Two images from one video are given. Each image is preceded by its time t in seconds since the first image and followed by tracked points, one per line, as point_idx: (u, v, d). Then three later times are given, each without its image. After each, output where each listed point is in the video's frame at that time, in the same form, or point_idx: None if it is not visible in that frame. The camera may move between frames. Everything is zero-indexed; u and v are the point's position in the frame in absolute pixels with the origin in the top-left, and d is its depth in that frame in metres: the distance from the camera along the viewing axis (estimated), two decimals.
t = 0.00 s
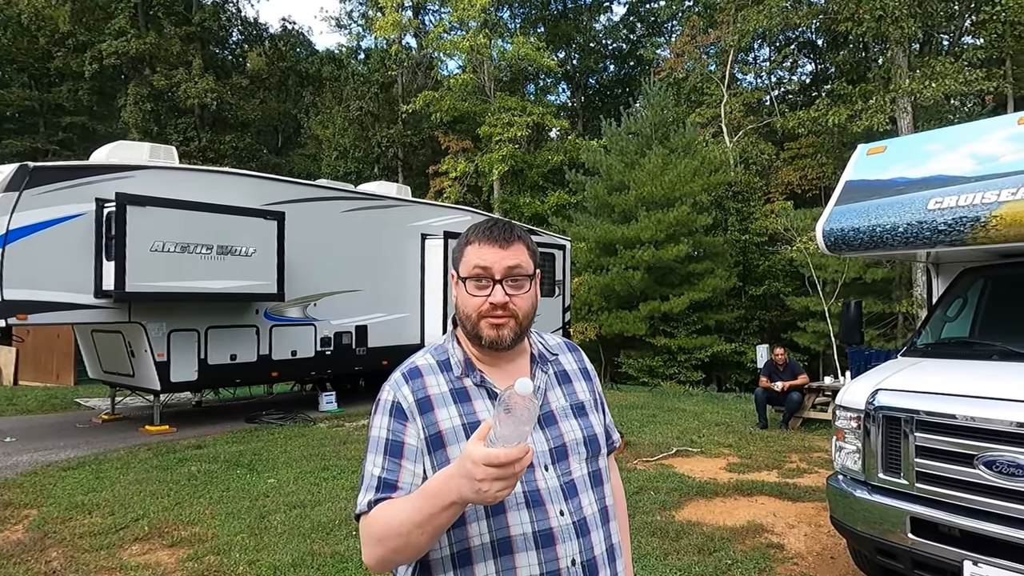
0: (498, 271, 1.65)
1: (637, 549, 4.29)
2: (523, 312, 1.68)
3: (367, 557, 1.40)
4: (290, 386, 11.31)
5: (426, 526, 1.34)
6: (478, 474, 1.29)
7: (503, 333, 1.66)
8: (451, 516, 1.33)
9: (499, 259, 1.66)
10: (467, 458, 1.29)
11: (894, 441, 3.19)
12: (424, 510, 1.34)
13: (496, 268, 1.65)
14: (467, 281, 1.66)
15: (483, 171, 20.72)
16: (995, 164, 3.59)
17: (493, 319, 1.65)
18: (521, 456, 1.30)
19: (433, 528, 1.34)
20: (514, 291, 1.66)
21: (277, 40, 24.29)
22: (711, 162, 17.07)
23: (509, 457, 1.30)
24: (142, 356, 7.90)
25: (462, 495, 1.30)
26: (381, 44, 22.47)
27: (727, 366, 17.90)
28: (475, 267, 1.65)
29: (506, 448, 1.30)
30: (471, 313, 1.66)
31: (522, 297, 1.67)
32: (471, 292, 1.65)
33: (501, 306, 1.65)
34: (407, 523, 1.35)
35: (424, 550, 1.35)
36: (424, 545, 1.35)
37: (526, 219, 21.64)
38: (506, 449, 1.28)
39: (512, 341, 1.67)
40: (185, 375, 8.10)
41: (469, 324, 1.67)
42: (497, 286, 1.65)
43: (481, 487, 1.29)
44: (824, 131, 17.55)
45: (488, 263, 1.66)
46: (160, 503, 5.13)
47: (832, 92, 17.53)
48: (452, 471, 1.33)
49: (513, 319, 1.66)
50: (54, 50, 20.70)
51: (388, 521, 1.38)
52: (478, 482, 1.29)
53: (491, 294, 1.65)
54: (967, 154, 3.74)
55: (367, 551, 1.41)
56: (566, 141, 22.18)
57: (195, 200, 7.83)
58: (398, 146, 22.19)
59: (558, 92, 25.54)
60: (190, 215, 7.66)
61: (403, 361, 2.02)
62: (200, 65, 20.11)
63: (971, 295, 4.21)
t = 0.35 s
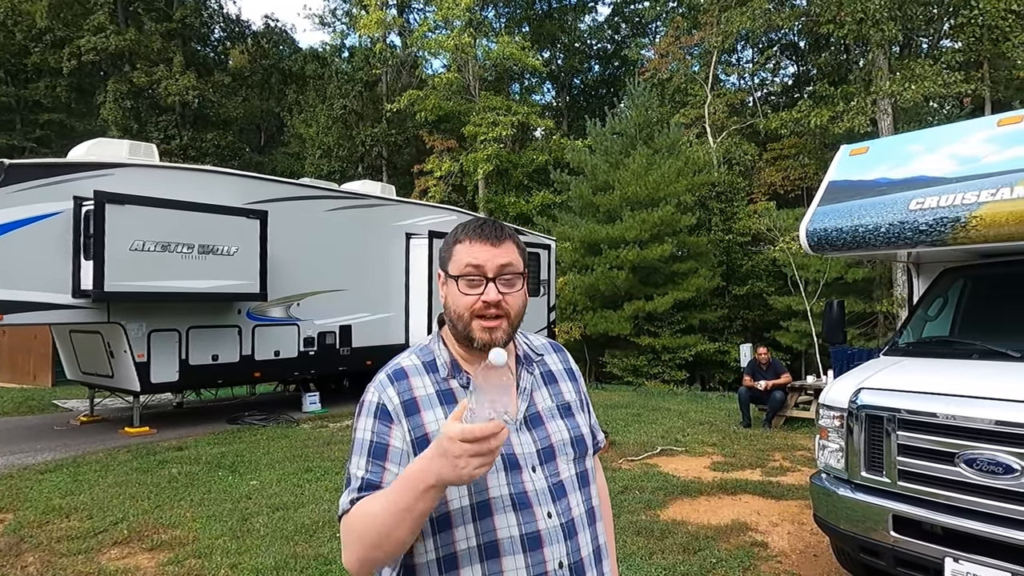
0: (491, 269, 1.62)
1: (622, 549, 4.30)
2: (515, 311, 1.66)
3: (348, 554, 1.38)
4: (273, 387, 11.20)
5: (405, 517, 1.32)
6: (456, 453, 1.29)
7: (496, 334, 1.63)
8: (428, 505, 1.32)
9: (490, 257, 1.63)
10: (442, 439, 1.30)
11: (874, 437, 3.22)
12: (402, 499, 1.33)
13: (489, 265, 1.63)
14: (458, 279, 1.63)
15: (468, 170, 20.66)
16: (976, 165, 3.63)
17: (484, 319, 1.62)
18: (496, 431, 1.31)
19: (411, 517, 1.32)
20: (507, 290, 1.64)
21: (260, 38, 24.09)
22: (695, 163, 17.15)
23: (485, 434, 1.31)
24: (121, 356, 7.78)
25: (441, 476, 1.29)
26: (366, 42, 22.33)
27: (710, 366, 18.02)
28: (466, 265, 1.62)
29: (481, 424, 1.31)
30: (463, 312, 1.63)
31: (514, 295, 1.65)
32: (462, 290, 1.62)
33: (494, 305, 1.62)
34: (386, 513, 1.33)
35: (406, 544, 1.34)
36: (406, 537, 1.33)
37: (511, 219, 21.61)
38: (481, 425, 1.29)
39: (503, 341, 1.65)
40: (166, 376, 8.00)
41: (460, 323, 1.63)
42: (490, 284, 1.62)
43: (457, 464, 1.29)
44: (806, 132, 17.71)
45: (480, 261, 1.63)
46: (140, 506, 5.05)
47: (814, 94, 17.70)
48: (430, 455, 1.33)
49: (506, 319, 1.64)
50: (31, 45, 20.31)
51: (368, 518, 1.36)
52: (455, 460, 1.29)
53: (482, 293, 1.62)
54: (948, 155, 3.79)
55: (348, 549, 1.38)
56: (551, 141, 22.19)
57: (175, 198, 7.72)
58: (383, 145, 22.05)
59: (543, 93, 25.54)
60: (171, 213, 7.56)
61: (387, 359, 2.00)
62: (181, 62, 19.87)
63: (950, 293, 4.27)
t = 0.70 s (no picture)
0: (505, 264, 1.64)
1: (607, 547, 4.31)
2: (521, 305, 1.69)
3: (329, 546, 1.40)
4: (256, 387, 11.11)
5: (381, 488, 1.36)
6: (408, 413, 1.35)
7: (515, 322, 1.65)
8: (400, 466, 1.36)
9: (503, 253, 1.65)
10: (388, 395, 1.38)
11: (854, 434, 3.26)
12: (373, 469, 1.37)
13: (503, 261, 1.64)
14: (473, 276, 1.61)
15: (453, 169, 20.59)
16: (953, 167, 3.70)
17: (502, 310, 1.63)
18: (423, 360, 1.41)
19: (383, 489, 1.35)
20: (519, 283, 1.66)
21: (243, 35, 23.87)
22: (679, 163, 17.23)
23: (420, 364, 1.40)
24: (101, 356, 7.68)
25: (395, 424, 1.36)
26: (350, 40, 22.19)
27: (694, 365, 18.14)
28: (482, 261, 1.61)
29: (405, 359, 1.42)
30: (479, 308, 1.62)
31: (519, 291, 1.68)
32: (482, 285, 1.60)
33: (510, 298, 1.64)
34: (359, 491, 1.37)
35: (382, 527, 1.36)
36: (380, 516, 1.36)
37: (496, 219, 21.58)
38: (405, 351, 1.41)
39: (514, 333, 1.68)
40: (147, 377, 7.90)
41: (473, 319, 1.62)
42: (505, 279, 1.63)
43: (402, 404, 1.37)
44: (789, 134, 17.88)
45: (495, 257, 1.64)
46: (119, 509, 4.98)
47: (796, 96, 17.88)
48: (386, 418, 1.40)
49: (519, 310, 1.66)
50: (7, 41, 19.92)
51: (346, 507, 1.38)
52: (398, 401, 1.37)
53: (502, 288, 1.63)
54: (927, 157, 3.86)
55: (328, 541, 1.40)
56: (536, 141, 22.19)
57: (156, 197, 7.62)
58: (367, 143, 21.88)
59: (529, 93, 25.55)
60: (151, 212, 7.46)
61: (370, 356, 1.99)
62: (162, 59, 19.62)
63: (928, 293, 4.33)
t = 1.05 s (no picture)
0: (450, 261, 1.64)
1: (592, 543, 4.34)
2: (476, 303, 1.67)
3: (317, 552, 1.40)
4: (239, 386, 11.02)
5: (383, 530, 1.33)
6: (427, 468, 1.29)
7: (454, 325, 1.65)
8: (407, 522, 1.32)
9: (452, 249, 1.66)
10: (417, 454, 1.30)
11: (836, 430, 3.30)
12: (379, 512, 1.33)
13: (449, 257, 1.65)
14: (419, 271, 1.65)
15: (438, 167, 20.52)
16: (932, 167, 3.76)
17: (444, 309, 1.65)
18: (470, 452, 1.29)
19: (384, 530, 1.32)
20: (466, 281, 1.65)
21: (225, 31, 23.66)
22: (663, 162, 17.32)
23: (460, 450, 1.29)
24: (81, 355, 7.58)
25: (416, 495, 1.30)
26: (335, 37, 22.07)
27: (678, 363, 18.25)
28: (427, 257, 1.65)
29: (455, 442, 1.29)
30: (423, 303, 1.65)
31: (474, 287, 1.67)
32: (422, 282, 1.64)
33: (453, 296, 1.64)
34: (363, 527, 1.33)
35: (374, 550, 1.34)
36: (375, 546, 1.34)
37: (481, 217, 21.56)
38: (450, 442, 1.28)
39: (464, 333, 1.67)
40: (128, 376, 7.81)
41: (420, 313, 1.66)
42: (450, 276, 1.65)
43: (430, 482, 1.28)
44: (772, 134, 18.05)
45: (441, 253, 1.65)
46: (100, 508, 4.92)
47: (778, 96, 18.05)
48: (407, 472, 1.33)
49: (465, 310, 1.66)
50: None
51: (341, 520, 1.37)
52: (427, 478, 1.29)
53: (441, 285, 1.65)
54: (907, 157, 3.92)
55: (317, 547, 1.40)
56: (521, 139, 22.19)
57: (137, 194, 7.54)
58: (351, 141, 21.73)
59: (514, 91, 25.56)
60: (132, 209, 7.38)
61: (358, 356, 1.99)
62: (143, 54, 19.38)
63: (908, 291, 4.39)
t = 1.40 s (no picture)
0: (438, 258, 1.65)
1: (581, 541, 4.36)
2: (467, 299, 1.67)
3: (308, 558, 1.40)
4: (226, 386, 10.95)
5: (373, 534, 1.33)
6: (412, 469, 1.30)
7: (447, 321, 1.65)
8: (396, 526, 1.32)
9: (438, 246, 1.66)
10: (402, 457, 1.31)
11: (822, 427, 3.34)
12: (367, 516, 1.33)
13: (436, 255, 1.65)
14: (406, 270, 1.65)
15: (427, 166, 20.44)
16: (917, 166, 3.81)
17: (436, 306, 1.64)
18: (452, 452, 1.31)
19: (374, 535, 1.33)
20: (456, 277, 1.65)
21: (211, 28, 23.45)
22: (652, 162, 17.37)
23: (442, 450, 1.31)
24: (65, 354, 7.51)
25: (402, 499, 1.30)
26: (323, 35, 21.93)
27: (666, 361, 18.33)
28: (415, 255, 1.65)
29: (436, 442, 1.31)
30: (414, 301, 1.65)
31: (464, 283, 1.67)
32: (411, 280, 1.65)
33: (443, 293, 1.64)
34: (352, 531, 1.34)
35: (365, 554, 1.35)
36: (366, 550, 1.34)
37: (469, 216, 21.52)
38: (430, 443, 1.30)
39: (457, 328, 1.67)
40: (113, 375, 7.75)
41: (412, 312, 1.66)
42: (438, 272, 1.65)
43: (415, 484, 1.29)
44: (758, 134, 18.17)
45: (428, 251, 1.66)
46: (85, 509, 4.88)
47: (765, 97, 18.16)
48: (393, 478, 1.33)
49: (456, 306, 1.66)
50: None
51: (330, 525, 1.37)
52: (412, 479, 1.29)
53: (432, 282, 1.65)
54: (891, 157, 3.96)
55: (307, 553, 1.40)
56: (510, 138, 22.18)
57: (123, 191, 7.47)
58: (339, 139, 21.61)
59: (502, 90, 25.53)
60: (118, 207, 7.32)
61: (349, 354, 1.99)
62: (127, 50, 19.17)
63: (894, 290, 4.43)
